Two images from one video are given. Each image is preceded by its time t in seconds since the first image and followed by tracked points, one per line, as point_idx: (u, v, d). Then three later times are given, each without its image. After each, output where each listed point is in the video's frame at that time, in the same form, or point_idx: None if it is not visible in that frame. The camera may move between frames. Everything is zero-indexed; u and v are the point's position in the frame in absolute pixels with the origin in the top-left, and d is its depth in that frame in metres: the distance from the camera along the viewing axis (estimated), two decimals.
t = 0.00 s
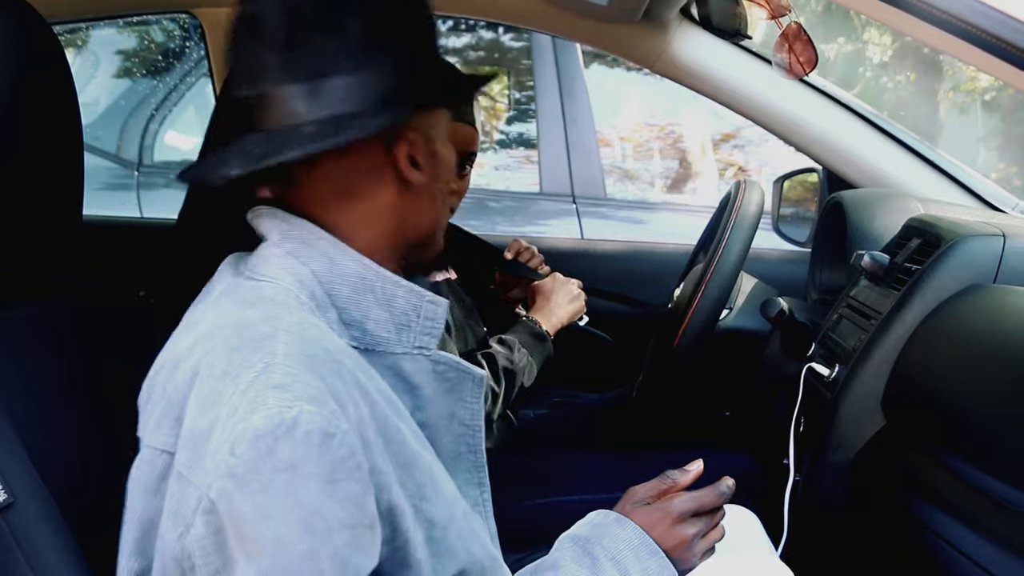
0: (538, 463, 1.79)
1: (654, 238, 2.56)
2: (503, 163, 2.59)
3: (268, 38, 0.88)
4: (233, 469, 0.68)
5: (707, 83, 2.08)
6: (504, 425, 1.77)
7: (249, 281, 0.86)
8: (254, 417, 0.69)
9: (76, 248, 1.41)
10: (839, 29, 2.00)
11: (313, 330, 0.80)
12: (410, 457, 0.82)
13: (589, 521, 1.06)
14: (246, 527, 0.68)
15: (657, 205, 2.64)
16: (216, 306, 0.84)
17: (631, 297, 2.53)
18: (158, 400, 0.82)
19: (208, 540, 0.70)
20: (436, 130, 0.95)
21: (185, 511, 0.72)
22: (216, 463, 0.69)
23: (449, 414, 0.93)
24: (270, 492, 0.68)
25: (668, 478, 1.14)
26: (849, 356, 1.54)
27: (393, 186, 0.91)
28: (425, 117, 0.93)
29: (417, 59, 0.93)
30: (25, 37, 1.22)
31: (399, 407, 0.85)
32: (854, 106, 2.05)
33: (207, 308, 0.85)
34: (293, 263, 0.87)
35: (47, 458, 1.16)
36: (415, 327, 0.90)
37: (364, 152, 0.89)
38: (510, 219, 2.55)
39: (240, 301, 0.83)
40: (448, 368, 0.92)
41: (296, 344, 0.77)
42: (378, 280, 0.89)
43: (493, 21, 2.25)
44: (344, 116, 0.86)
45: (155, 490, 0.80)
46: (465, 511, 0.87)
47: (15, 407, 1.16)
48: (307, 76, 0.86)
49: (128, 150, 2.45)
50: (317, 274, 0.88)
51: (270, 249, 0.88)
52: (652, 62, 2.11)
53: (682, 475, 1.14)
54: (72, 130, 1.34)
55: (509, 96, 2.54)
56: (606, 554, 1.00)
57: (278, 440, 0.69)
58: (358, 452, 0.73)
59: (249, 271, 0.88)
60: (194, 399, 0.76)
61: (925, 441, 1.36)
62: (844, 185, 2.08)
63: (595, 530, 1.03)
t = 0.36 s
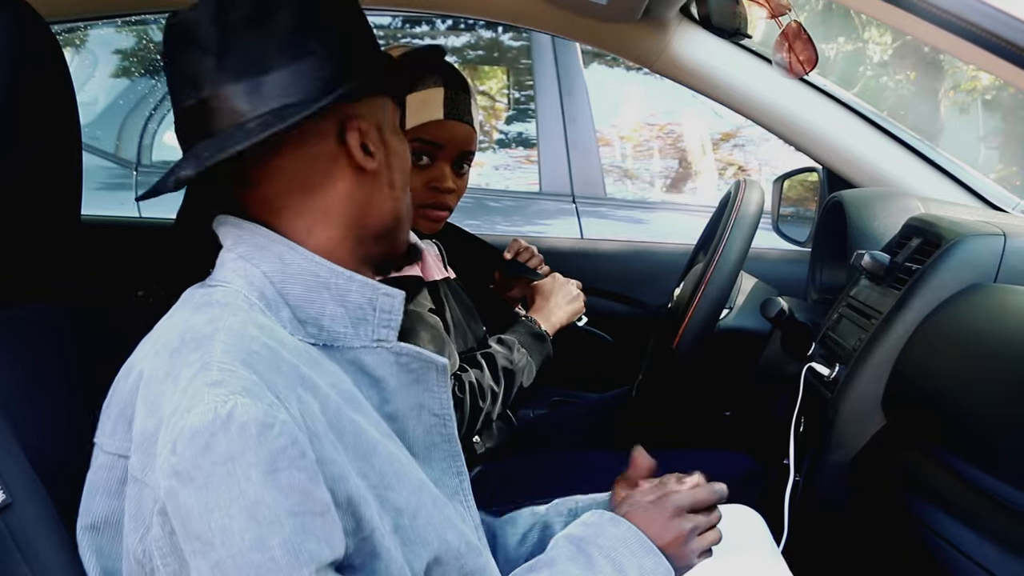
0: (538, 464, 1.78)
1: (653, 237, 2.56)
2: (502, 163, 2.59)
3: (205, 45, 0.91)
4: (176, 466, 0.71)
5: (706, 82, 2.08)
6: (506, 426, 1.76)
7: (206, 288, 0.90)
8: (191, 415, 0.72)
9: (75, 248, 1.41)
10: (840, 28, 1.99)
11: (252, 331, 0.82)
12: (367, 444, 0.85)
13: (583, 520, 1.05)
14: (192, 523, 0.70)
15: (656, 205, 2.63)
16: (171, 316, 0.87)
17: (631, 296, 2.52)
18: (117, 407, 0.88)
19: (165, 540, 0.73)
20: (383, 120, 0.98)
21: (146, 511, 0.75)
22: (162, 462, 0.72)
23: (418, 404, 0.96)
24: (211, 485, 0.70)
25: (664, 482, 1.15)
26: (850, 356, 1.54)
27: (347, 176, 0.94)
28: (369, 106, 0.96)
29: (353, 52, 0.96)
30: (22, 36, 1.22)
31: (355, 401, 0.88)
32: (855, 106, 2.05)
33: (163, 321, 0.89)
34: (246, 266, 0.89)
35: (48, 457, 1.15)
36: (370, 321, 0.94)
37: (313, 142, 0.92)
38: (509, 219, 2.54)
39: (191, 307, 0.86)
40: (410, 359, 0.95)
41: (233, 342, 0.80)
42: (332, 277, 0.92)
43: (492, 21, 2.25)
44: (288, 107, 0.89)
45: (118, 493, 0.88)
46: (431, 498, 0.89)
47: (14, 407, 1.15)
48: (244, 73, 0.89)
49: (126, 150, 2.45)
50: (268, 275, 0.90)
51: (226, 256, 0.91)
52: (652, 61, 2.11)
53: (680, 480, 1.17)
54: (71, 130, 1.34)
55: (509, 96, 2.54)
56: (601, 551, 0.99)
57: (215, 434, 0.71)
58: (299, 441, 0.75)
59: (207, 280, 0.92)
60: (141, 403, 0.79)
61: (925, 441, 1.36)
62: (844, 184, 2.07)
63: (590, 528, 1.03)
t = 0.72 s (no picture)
0: (538, 465, 1.77)
1: (653, 237, 2.56)
2: (503, 163, 2.59)
3: (225, 39, 0.92)
4: (175, 466, 0.71)
5: (706, 82, 2.08)
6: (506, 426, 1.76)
7: (194, 292, 0.90)
8: (191, 415, 0.72)
9: (73, 248, 1.40)
10: (840, 28, 1.98)
11: (247, 333, 0.82)
12: (364, 444, 0.84)
13: (582, 521, 1.04)
14: (193, 522, 0.70)
15: (657, 205, 2.63)
16: (163, 319, 0.87)
17: (631, 296, 2.52)
18: (109, 411, 0.88)
19: (165, 542, 0.73)
20: (380, 131, 0.99)
21: (144, 513, 0.75)
22: (161, 463, 0.72)
23: (412, 403, 0.96)
24: (211, 485, 0.70)
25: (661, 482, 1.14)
26: (851, 356, 1.53)
27: (348, 182, 0.94)
28: (371, 117, 0.97)
29: (364, 64, 0.98)
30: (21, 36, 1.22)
31: (349, 400, 0.88)
32: (856, 106, 2.04)
33: (156, 323, 0.88)
34: (236, 269, 0.89)
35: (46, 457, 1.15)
36: (363, 320, 0.93)
37: (320, 146, 0.91)
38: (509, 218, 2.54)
39: (182, 310, 0.86)
40: (404, 358, 0.95)
41: (228, 343, 0.80)
42: (323, 278, 0.91)
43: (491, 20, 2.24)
44: (305, 109, 0.91)
45: (112, 496, 0.88)
46: (431, 498, 0.88)
47: (11, 408, 1.15)
48: (264, 72, 0.91)
49: (125, 150, 2.44)
50: (259, 277, 0.89)
51: (215, 258, 0.90)
52: (651, 60, 2.10)
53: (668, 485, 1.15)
54: (69, 129, 1.34)
55: (508, 95, 2.53)
56: (602, 551, 0.99)
57: (216, 433, 0.71)
58: (298, 439, 0.74)
59: (197, 284, 0.91)
60: (135, 406, 0.80)
61: (926, 441, 1.36)
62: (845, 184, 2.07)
63: (590, 528, 1.02)
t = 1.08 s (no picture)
0: (538, 465, 1.78)
1: (653, 237, 2.56)
2: (503, 164, 2.59)
3: (238, 39, 0.92)
4: (180, 469, 0.71)
5: (706, 83, 2.09)
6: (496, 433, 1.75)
7: (201, 290, 0.89)
8: (195, 419, 0.72)
9: (73, 248, 1.40)
10: (839, 29, 1.97)
11: (253, 335, 0.82)
12: (369, 447, 0.84)
13: (583, 522, 1.05)
14: (196, 525, 0.70)
15: (656, 205, 2.63)
16: (170, 319, 0.87)
17: (631, 297, 2.52)
18: (115, 410, 0.88)
19: (168, 544, 0.73)
20: (391, 134, 1.00)
21: (149, 515, 0.75)
22: (166, 465, 0.72)
23: (419, 405, 0.97)
24: (216, 488, 0.70)
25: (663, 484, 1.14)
26: (850, 356, 1.53)
27: (359, 184, 0.95)
28: (383, 121, 0.98)
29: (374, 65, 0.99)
30: (19, 38, 1.22)
31: (356, 402, 0.88)
32: (855, 106, 2.05)
33: (162, 323, 0.88)
34: (244, 269, 0.89)
35: (47, 457, 1.15)
36: (370, 321, 0.93)
37: (333, 149, 0.92)
38: (509, 219, 2.54)
39: (190, 310, 0.86)
40: (412, 360, 0.96)
41: (235, 345, 0.80)
42: (331, 279, 0.91)
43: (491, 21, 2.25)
44: (317, 112, 0.91)
45: (118, 496, 0.88)
46: (435, 501, 0.89)
47: (12, 409, 1.14)
48: (277, 74, 0.91)
49: (125, 151, 2.45)
50: (267, 278, 0.89)
51: (223, 260, 0.90)
52: (651, 61, 2.11)
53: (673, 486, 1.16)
54: (69, 131, 1.34)
55: (508, 96, 2.54)
56: (602, 553, 0.99)
57: (220, 437, 0.71)
58: (303, 443, 0.74)
59: (205, 282, 0.91)
60: (142, 406, 0.80)
61: (924, 441, 1.36)
62: (843, 184, 2.08)
63: (591, 530, 1.02)
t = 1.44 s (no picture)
0: (537, 466, 1.77)
1: (653, 238, 2.57)
2: (503, 164, 2.59)
3: (258, 39, 0.91)
4: (183, 472, 0.71)
5: (706, 83, 2.08)
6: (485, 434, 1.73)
7: (208, 290, 0.89)
8: (200, 421, 0.71)
9: (73, 249, 1.40)
10: (840, 29, 1.93)
11: (260, 337, 0.82)
12: (375, 450, 0.84)
13: (583, 523, 1.04)
14: (200, 529, 0.70)
15: (656, 205, 2.64)
16: (175, 320, 0.87)
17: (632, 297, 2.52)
18: (119, 411, 0.88)
19: (172, 547, 0.73)
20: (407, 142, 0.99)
21: (152, 517, 0.75)
22: (169, 468, 0.72)
23: (423, 408, 0.98)
24: (220, 492, 0.70)
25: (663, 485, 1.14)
26: (851, 356, 1.53)
27: (371, 189, 0.94)
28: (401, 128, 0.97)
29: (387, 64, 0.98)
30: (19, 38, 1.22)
31: (361, 405, 0.88)
32: (855, 106, 2.06)
33: (168, 323, 0.88)
34: (251, 270, 0.89)
35: (47, 458, 1.14)
36: (377, 325, 0.93)
37: (346, 151, 0.91)
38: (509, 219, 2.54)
39: (196, 313, 0.86)
40: (417, 364, 0.97)
41: (241, 348, 0.80)
42: (337, 281, 0.91)
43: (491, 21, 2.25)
44: (334, 114, 0.91)
45: (122, 497, 0.88)
46: (439, 505, 0.88)
47: (11, 409, 1.14)
48: (294, 74, 0.91)
49: (125, 152, 2.45)
50: (274, 279, 0.89)
51: (230, 259, 0.90)
52: (651, 61, 2.10)
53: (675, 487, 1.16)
54: (69, 130, 1.34)
55: (508, 96, 2.53)
56: (602, 554, 0.99)
57: (225, 440, 0.71)
58: (308, 447, 0.74)
59: (212, 282, 0.91)
60: (147, 407, 0.80)
61: (924, 442, 1.36)
62: (844, 183, 2.08)
63: (591, 531, 1.02)
